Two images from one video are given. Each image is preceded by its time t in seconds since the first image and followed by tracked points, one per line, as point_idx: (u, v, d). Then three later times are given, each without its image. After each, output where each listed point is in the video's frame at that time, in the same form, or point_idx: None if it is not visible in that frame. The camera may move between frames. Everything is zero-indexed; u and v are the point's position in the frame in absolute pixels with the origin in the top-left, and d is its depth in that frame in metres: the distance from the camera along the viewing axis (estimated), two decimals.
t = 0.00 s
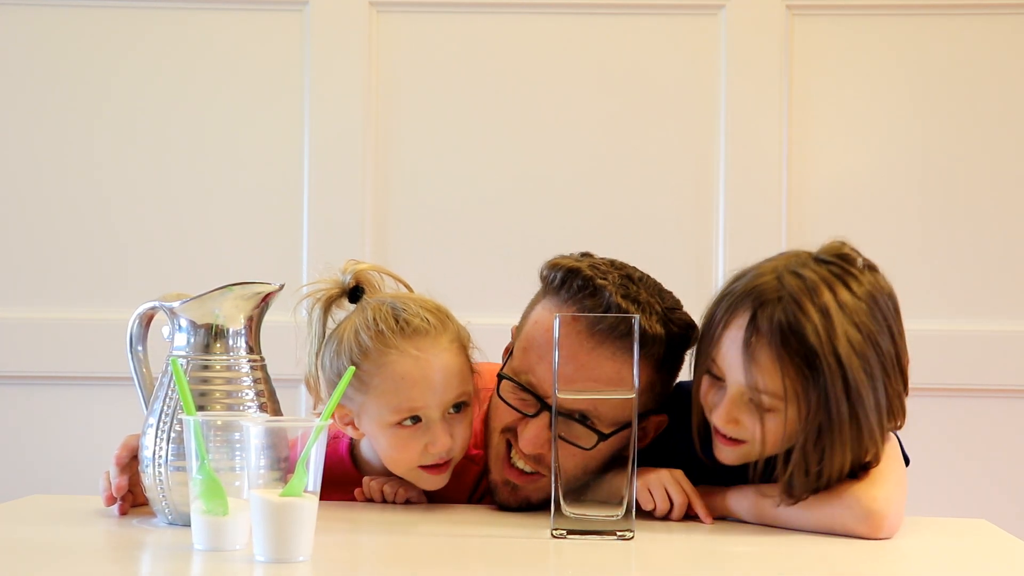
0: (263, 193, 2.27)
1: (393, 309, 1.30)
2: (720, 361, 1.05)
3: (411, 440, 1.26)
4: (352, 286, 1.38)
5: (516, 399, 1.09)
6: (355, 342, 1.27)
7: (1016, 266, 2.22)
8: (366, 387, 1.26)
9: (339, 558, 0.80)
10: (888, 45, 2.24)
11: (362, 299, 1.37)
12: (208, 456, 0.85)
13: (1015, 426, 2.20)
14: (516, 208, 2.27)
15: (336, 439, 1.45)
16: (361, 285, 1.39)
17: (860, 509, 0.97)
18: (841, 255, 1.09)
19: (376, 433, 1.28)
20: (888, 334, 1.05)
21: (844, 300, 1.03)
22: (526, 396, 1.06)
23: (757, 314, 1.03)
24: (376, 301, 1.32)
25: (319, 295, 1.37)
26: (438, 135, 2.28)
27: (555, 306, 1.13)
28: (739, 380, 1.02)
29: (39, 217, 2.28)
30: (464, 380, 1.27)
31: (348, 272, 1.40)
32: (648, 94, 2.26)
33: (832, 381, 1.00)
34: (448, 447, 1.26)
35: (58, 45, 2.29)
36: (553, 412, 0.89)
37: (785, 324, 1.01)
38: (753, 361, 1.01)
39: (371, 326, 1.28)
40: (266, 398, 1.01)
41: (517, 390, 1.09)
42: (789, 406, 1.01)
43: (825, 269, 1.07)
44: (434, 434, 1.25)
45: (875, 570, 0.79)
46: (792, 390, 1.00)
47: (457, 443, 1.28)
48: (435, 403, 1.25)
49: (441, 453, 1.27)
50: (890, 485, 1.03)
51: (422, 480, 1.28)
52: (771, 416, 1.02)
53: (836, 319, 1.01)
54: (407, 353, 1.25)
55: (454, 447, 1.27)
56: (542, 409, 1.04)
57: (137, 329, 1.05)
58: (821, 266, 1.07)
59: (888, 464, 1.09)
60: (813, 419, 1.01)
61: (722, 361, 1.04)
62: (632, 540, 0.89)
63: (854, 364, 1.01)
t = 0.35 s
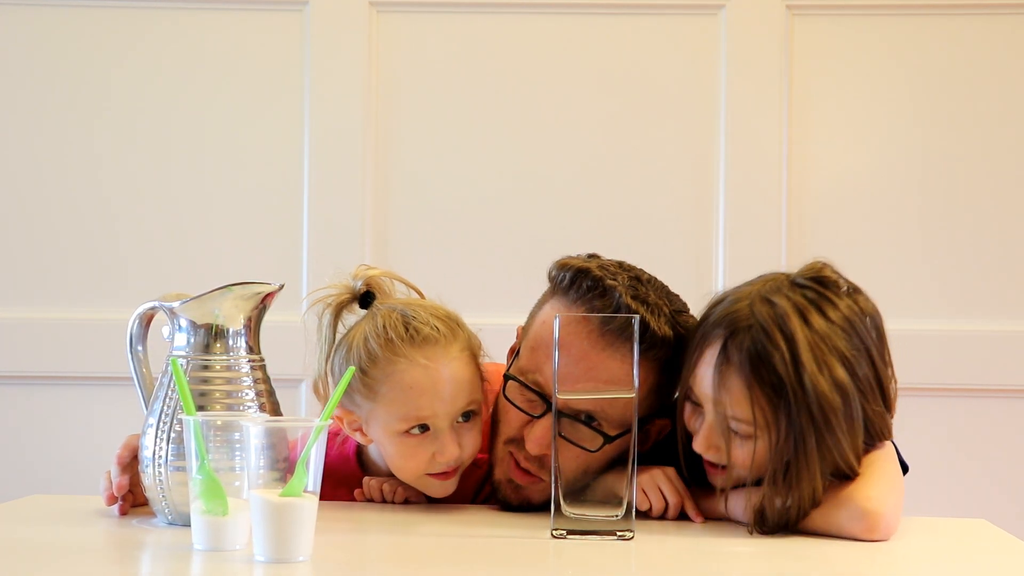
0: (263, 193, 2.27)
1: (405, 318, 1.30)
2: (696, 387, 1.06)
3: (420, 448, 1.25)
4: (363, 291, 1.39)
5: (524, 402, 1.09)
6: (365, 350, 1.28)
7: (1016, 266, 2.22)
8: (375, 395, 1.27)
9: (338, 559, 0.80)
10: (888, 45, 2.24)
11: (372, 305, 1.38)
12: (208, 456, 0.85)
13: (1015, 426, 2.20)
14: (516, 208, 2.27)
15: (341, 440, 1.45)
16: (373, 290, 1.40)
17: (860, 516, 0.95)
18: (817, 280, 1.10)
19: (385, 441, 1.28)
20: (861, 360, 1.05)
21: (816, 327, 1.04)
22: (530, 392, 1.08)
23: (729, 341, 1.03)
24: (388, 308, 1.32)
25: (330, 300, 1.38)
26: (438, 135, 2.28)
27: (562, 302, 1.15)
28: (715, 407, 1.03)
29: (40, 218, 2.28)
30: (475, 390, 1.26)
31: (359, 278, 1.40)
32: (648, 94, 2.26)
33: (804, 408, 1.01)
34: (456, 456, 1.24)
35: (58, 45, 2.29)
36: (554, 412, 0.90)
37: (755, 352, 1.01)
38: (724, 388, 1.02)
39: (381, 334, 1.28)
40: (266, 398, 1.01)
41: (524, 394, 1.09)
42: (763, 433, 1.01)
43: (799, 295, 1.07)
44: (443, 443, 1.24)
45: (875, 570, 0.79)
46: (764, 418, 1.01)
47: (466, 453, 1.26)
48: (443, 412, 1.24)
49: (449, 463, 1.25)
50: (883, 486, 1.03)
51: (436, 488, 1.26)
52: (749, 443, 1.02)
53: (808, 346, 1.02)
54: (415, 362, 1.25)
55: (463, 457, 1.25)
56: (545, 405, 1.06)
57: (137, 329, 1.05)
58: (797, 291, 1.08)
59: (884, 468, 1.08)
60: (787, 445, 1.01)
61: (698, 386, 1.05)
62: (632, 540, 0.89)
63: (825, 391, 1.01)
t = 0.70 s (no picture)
0: (263, 193, 2.27)
1: (414, 318, 1.29)
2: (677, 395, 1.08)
3: (430, 449, 1.25)
4: (371, 291, 1.39)
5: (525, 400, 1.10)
6: (374, 350, 1.28)
7: (1016, 266, 2.22)
8: (385, 396, 1.27)
9: (338, 559, 0.80)
10: (888, 45, 2.24)
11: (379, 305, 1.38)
12: (208, 456, 0.85)
13: (1015, 426, 2.20)
14: (516, 209, 2.27)
15: (344, 441, 1.46)
16: (381, 291, 1.40)
17: (861, 513, 0.95)
18: (805, 295, 1.11)
19: (396, 442, 1.28)
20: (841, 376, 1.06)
21: (796, 342, 1.05)
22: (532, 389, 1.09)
23: (710, 352, 1.05)
24: (398, 309, 1.32)
25: (339, 301, 1.39)
26: (438, 135, 2.28)
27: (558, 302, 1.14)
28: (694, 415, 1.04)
29: (40, 217, 2.28)
30: (485, 389, 1.25)
31: (366, 279, 1.40)
32: (648, 94, 2.26)
33: (780, 420, 1.03)
34: (466, 457, 1.24)
35: (58, 45, 2.29)
36: (554, 410, 0.89)
37: (735, 364, 1.03)
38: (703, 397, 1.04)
39: (390, 335, 1.28)
40: (267, 398, 1.01)
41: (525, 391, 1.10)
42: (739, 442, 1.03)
43: (784, 309, 1.08)
44: (454, 443, 1.24)
45: (876, 570, 0.79)
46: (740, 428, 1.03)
47: (476, 452, 1.26)
48: (454, 413, 1.23)
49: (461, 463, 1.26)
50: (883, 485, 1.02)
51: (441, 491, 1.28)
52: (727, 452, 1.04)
53: (786, 360, 1.04)
54: (425, 362, 1.24)
55: (472, 457, 1.25)
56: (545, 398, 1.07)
57: (137, 329, 1.05)
58: (782, 305, 1.09)
59: (880, 468, 1.08)
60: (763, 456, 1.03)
61: (679, 394, 1.07)
62: (633, 540, 0.89)
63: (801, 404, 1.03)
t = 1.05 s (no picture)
0: (263, 193, 2.27)
1: (427, 320, 1.30)
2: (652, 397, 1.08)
3: (436, 451, 1.25)
4: (383, 292, 1.38)
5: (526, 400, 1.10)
6: (385, 351, 1.29)
7: (1016, 266, 2.22)
8: (395, 397, 1.28)
9: (338, 559, 0.80)
10: (888, 44, 2.24)
11: (389, 306, 1.38)
12: (208, 456, 0.85)
13: (1016, 426, 2.20)
14: (517, 208, 2.27)
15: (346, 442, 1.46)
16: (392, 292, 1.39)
17: (856, 508, 0.95)
18: (772, 292, 1.12)
19: (403, 444, 1.28)
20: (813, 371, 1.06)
21: (764, 337, 1.06)
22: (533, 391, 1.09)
23: (680, 350, 1.05)
24: (411, 311, 1.33)
25: (349, 301, 1.39)
26: (438, 135, 2.28)
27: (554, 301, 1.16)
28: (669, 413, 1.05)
29: (39, 217, 2.28)
30: (496, 393, 1.25)
31: (378, 280, 1.40)
32: (648, 94, 2.26)
33: (753, 415, 1.02)
34: (473, 460, 1.24)
35: (57, 45, 2.28)
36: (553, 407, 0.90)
37: (704, 360, 1.03)
38: (675, 396, 1.04)
39: (403, 336, 1.29)
40: (267, 399, 1.01)
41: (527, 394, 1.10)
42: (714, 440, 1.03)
43: (753, 306, 1.09)
44: (460, 447, 1.24)
45: (876, 570, 0.79)
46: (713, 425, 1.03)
47: (483, 456, 1.26)
48: (464, 416, 1.23)
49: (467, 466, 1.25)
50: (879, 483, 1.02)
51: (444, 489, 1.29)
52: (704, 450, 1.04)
53: (755, 355, 1.04)
54: (433, 364, 1.25)
55: (480, 461, 1.25)
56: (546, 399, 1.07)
57: (137, 329, 1.05)
58: (751, 302, 1.10)
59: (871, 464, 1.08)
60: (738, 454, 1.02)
61: (654, 393, 1.07)
62: (632, 540, 0.89)
63: (772, 399, 1.03)
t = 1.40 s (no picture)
0: (263, 193, 2.27)
1: (426, 319, 1.30)
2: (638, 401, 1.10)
3: (437, 450, 1.26)
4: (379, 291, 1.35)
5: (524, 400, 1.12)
6: (385, 350, 1.29)
7: (1016, 266, 2.22)
8: (396, 395, 1.28)
9: (338, 559, 0.80)
10: (888, 44, 2.24)
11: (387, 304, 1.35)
12: (207, 456, 0.85)
13: (1016, 426, 2.20)
14: (517, 209, 2.27)
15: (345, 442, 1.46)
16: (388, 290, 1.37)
17: (856, 509, 0.95)
18: (760, 301, 1.13)
19: (404, 442, 1.28)
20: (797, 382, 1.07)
21: (748, 345, 1.07)
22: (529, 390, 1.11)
23: (664, 355, 1.08)
24: (409, 309, 1.33)
25: (345, 301, 1.37)
26: (438, 135, 2.28)
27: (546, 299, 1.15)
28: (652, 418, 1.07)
29: (39, 217, 2.28)
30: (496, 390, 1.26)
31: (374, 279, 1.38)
32: (648, 94, 2.26)
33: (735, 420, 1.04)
34: (474, 457, 1.25)
35: (56, 45, 2.28)
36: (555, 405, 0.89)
37: (686, 366, 1.05)
38: (658, 401, 1.06)
39: (402, 335, 1.29)
40: (266, 398, 1.01)
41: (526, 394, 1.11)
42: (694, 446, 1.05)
43: (740, 313, 1.11)
44: (461, 446, 1.24)
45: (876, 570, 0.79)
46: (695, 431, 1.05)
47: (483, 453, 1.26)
48: (464, 413, 1.24)
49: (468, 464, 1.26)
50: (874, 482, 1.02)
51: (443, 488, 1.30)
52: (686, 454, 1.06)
53: (738, 362, 1.05)
54: (435, 363, 1.25)
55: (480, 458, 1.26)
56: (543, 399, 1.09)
57: (137, 329, 1.05)
58: (739, 309, 1.11)
59: (865, 464, 1.08)
60: (717, 461, 1.04)
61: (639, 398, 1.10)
62: (632, 540, 0.89)
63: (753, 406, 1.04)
